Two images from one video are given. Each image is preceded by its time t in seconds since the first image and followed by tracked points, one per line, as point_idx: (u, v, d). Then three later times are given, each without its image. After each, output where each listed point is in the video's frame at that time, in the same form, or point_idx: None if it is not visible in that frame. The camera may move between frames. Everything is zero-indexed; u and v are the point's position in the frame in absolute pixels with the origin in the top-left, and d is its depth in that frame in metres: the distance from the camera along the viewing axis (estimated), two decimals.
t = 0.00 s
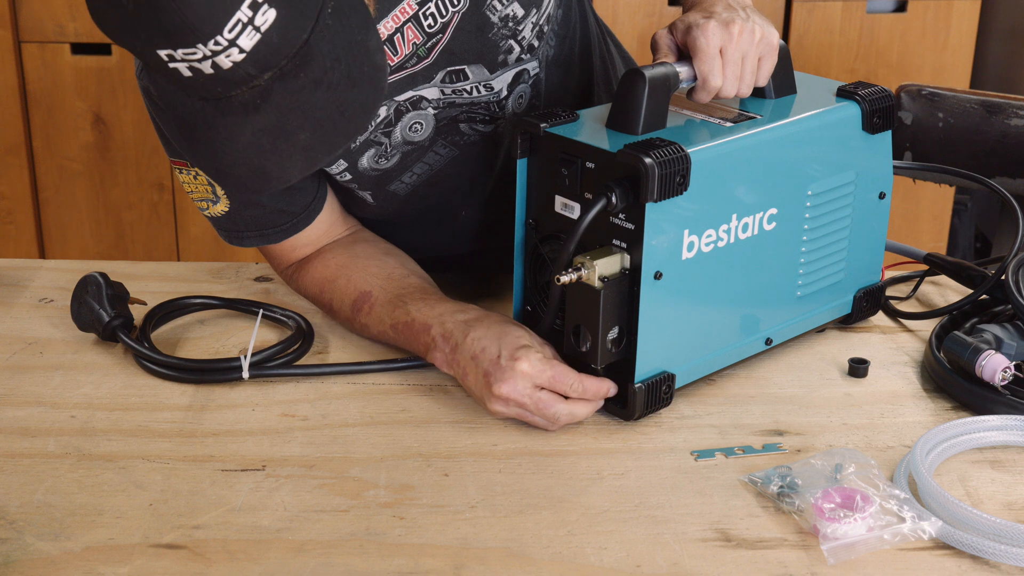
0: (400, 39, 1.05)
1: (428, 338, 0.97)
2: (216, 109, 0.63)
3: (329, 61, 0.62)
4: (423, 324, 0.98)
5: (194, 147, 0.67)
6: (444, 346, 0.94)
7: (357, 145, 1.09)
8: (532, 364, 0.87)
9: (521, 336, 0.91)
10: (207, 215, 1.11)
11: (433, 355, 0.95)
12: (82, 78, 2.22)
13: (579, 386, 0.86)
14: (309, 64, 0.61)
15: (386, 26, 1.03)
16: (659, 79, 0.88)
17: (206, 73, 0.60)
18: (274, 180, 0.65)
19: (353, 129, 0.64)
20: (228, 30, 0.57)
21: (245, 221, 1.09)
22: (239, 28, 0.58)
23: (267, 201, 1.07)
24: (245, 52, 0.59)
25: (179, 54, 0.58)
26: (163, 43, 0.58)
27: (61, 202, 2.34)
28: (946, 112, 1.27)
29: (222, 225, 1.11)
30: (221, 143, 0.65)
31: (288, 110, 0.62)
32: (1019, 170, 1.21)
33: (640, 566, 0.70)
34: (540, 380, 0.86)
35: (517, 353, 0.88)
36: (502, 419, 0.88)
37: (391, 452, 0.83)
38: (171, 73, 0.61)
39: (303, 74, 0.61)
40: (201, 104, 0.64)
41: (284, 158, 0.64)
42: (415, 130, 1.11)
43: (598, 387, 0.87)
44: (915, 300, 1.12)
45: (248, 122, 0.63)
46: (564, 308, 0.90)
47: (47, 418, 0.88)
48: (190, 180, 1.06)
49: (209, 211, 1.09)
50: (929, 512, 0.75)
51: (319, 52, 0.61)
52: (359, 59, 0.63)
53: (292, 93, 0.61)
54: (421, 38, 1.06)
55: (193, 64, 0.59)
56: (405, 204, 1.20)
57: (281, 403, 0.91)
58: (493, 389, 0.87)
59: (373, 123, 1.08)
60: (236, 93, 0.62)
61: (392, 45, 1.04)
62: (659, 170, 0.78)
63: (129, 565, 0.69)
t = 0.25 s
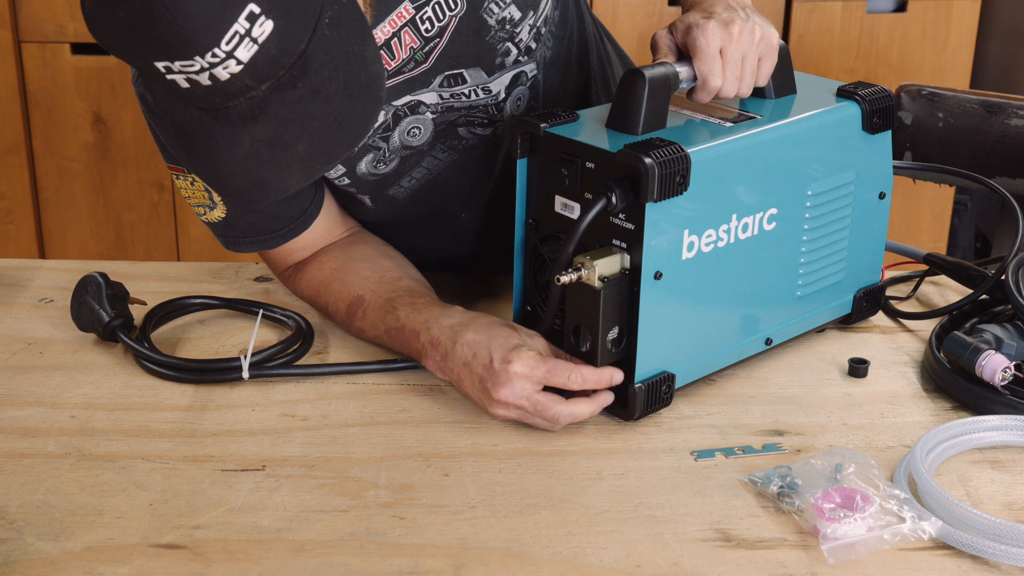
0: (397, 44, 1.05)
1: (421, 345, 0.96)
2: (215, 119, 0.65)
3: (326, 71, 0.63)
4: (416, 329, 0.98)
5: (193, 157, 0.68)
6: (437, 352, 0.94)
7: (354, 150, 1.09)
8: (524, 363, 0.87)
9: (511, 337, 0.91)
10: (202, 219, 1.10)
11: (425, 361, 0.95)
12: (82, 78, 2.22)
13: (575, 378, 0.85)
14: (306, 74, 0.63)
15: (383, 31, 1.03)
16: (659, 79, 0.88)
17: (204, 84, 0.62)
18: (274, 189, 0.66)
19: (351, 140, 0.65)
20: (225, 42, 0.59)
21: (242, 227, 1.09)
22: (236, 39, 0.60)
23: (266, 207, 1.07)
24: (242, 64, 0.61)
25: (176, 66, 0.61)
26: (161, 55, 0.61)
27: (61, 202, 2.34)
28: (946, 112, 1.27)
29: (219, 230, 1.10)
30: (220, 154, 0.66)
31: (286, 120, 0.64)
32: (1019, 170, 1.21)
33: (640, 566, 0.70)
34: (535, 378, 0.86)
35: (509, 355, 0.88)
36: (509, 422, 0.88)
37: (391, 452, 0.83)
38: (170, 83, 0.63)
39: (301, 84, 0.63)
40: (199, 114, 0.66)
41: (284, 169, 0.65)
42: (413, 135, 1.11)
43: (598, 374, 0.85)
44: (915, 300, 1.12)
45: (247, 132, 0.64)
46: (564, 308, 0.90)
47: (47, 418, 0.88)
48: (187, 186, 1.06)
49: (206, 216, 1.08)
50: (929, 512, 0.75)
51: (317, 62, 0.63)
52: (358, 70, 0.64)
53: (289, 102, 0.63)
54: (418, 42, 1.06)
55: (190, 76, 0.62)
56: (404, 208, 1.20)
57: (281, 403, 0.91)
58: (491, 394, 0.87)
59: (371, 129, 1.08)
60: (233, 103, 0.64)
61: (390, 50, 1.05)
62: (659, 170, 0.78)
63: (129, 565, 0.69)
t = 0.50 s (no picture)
0: (395, 43, 1.05)
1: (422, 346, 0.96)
2: (211, 116, 0.68)
3: (320, 68, 0.66)
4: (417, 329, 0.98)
5: (190, 156, 0.70)
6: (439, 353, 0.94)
7: (353, 150, 1.09)
8: (528, 362, 0.87)
9: (515, 335, 0.91)
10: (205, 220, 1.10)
11: (425, 359, 0.95)
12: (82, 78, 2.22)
13: (577, 381, 0.85)
14: (299, 73, 0.66)
15: (381, 30, 1.04)
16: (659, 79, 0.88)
17: (199, 81, 0.65)
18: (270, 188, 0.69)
19: (345, 134, 0.68)
20: (219, 39, 0.62)
21: (243, 228, 1.09)
22: (230, 36, 0.62)
23: (266, 208, 1.07)
24: (236, 60, 0.63)
25: (170, 62, 0.63)
26: (156, 51, 0.63)
27: (61, 203, 2.34)
28: (946, 112, 1.27)
29: (221, 231, 1.10)
30: (215, 151, 0.69)
31: (281, 116, 0.67)
32: (1019, 170, 1.21)
33: (640, 566, 0.70)
34: (538, 378, 0.86)
35: (513, 353, 0.88)
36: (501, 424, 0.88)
37: (391, 452, 0.83)
38: (163, 81, 0.66)
39: (295, 81, 0.66)
40: (193, 111, 0.68)
41: (278, 166, 0.68)
42: (411, 134, 1.12)
43: (598, 382, 0.86)
44: (915, 300, 1.12)
45: (243, 128, 0.67)
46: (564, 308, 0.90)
47: (47, 418, 0.88)
48: (188, 188, 1.06)
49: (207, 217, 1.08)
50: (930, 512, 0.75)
51: (310, 60, 0.66)
52: (352, 67, 0.68)
53: (283, 98, 0.66)
54: (416, 42, 1.06)
55: (185, 73, 0.64)
56: (403, 208, 1.20)
57: (281, 403, 0.91)
58: (492, 391, 0.87)
59: (369, 129, 1.08)
60: (229, 101, 0.66)
61: (388, 49, 1.05)
62: (659, 170, 0.78)
63: (129, 565, 0.69)
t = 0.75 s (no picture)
0: (398, 28, 1.05)
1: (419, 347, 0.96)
2: (216, 76, 0.52)
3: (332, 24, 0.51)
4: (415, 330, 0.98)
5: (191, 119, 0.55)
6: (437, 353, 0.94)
7: (355, 135, 1.09)
8: (529, 364, 0.86)
9: (513, 335, 0.90)
10: (207, 215, 1.10)
11: (424, 359, 0.95)
12: (82, 77, 2.22)
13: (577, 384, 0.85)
14: (314, 30, 0.51)
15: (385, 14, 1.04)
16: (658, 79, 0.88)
17: (209, 37, 0.50)
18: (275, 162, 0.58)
19: (359, 98, 0.55)
20: None
21: (248, 222, 1.08)
22: None
23: (271, 201, 1.06)
24: (249, 12, 0.49)
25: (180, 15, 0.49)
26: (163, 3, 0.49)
27: (61, 202, 2.34)
28: (946, 112, 1.27)
29: (223, 226, 1.10)
30: (223, 113, 0.54)
31: (295, 76, 0.52)
32: (1019, 170, 1.21)
33: (640, 566, 0.70)
34: (538, 379, 0.86)
35: (513, 354, 0.88)
36: (502, 423, 0.88)
37: (391, 452, 0.83)
38: (172, 41, 0.51)
39: (307, 39, 0.51)
40: (201, 68, 0.53)
41: (289, 126, 0.54)
42: (413, 121, 1.11)
43: (598, 383, 0.86)
44: (915, 300, 1.12)
45: (252, 89, 0.52)
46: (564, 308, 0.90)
47: (47, 418, 0.88)
48: (192, 182, 1.06)
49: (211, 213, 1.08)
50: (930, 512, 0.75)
51: (322, 16, 0.51)
52: (364, 24, 0.53)
53: (295, 59, 0.51)
54: (419, 27, 1.06)
55: (196, 28, 0.50)
56: (404, 200, 1.19)
57: (281, 403, 0.91)
58: (493, 391, 0.86)
59: (371, 114, 1.08)
60: (236, 57, 0.51)
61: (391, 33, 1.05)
62: (659, 170, 0.78)
63: (129, 565, 0.69)
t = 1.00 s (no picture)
0: None
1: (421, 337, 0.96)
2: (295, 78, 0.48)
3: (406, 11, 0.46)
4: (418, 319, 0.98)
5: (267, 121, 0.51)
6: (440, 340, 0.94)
7: (367, 90, 1.09)
8: (524, 360, 0.86)
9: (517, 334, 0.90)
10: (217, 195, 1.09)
11: (427, 351, 0.95)
12: (82, 78, 2.22)
13: (568, 390, 0.85)
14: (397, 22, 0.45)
15: None
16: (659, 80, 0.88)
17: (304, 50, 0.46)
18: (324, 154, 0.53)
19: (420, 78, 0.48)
20: None
21: (264, 198, 1.07)
22: None
23: (290, 173, 1.06)
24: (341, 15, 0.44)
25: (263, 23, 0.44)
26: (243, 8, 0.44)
27: (61, 203, 2.34)
28: (946, 112, 1.27)
29: (234, 205, 1.08)
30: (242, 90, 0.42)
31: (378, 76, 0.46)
32: (1019, 170, 1.21)
33: (640, 566, 0.70)
34: (531, 378, 0.86)
35: (511, 349, 0.87)
36: (492, 416, 0.89)
37: (391, 452, 0.83)
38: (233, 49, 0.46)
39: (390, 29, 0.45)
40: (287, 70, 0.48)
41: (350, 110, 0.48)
42: (424, 80, 1.12)
43: (589, 397, 0.86)
44: (915, 300, 1.12)
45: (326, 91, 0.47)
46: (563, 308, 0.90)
47: (47, 418, 0.88)
48: (209, 152, 1.06)
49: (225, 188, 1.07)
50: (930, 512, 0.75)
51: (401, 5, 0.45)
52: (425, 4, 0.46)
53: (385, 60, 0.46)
54: None
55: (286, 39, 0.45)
56: (410, 167, 1.18)
57: (281, 403, 0.91)
58: (486, 383, 0.87)
59: (384, 67, 1.09)
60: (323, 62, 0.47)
61: None
62: (659, 170, 0.78)
63: (128, 565, 0.69)
